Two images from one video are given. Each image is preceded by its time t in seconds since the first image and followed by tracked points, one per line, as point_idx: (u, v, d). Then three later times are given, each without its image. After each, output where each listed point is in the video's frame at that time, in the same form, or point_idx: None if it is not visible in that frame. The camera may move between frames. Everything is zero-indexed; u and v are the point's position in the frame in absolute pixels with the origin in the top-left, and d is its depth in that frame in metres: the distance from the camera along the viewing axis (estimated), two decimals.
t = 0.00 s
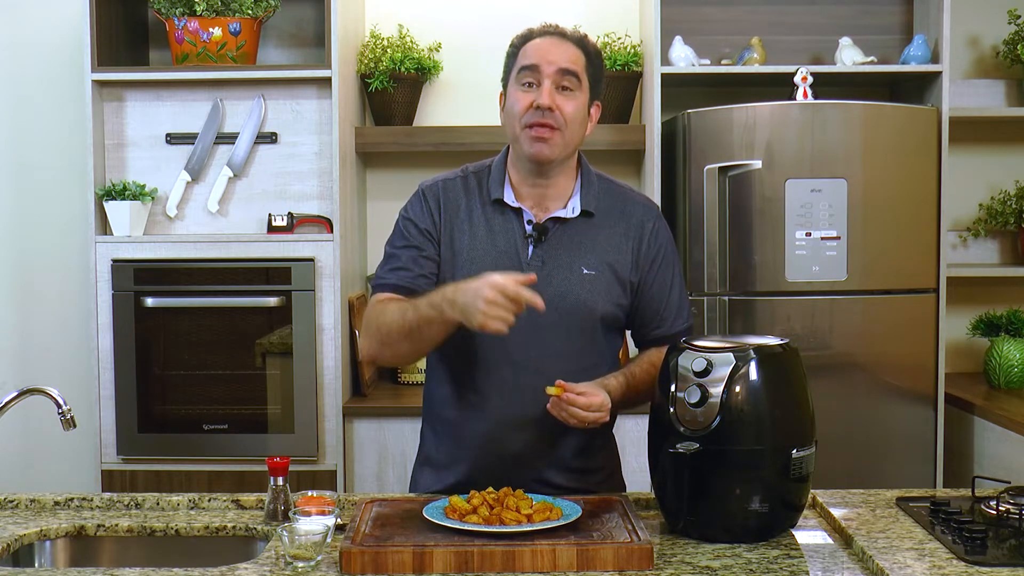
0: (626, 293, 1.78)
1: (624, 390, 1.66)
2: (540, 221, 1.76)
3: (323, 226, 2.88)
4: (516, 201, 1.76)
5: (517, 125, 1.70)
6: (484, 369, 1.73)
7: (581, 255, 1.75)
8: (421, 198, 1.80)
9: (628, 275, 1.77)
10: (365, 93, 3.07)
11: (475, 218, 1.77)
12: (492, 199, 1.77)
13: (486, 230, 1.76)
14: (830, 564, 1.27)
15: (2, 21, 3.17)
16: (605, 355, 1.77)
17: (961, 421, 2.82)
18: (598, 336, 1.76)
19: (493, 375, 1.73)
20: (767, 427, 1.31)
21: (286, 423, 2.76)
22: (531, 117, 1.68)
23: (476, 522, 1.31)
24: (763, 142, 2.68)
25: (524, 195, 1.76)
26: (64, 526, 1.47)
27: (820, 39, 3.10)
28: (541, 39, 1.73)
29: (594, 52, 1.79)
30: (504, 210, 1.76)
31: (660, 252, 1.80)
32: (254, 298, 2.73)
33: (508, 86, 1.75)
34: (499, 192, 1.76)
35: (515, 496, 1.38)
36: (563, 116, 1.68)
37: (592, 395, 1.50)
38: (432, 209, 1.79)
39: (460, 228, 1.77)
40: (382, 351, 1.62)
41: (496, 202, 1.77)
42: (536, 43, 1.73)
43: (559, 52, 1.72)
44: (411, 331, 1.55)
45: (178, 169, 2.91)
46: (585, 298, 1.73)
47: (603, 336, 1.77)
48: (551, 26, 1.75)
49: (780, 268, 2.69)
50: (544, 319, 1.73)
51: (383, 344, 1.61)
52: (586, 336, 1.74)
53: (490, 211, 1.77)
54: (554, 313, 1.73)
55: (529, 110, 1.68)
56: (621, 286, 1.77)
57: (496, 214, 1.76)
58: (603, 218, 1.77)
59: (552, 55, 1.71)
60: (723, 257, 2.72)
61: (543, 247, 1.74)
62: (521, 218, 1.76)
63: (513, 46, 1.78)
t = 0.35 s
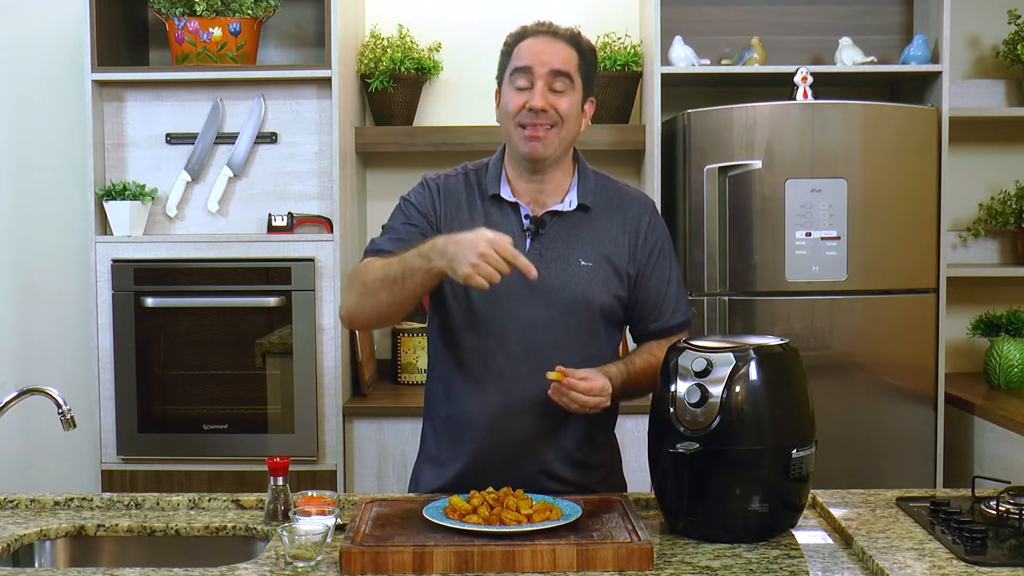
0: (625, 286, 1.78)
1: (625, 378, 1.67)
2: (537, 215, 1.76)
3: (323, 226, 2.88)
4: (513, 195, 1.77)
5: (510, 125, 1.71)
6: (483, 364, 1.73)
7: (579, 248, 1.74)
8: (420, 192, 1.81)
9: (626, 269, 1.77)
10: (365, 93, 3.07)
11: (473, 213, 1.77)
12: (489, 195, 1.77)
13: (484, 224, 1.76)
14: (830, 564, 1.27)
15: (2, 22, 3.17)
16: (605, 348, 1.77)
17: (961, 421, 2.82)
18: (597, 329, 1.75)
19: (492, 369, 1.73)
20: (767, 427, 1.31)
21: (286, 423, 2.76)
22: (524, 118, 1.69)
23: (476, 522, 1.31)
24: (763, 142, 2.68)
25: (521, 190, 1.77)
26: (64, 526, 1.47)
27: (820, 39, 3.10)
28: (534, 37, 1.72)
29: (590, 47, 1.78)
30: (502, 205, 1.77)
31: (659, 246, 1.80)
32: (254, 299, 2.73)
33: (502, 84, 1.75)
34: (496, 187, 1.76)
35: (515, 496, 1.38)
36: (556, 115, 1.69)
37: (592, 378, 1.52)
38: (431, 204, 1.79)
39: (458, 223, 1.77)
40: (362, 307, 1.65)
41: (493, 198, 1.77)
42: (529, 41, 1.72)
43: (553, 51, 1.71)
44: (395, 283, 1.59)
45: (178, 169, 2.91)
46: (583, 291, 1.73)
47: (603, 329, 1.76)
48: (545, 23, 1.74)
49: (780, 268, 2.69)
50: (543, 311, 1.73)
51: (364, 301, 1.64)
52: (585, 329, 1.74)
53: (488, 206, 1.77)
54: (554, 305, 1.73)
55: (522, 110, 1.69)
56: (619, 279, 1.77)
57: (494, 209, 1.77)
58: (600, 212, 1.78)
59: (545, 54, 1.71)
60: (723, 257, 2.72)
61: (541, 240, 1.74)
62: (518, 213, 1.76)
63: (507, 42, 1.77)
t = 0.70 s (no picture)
0: (625, 282, 1.78)
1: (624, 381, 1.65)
2: (534, 214, 1.76)
3: (323, 226, 2.88)
4: (510, 196, 1.77)
5: (505, 141, 1.69)
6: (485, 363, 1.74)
7: (577, 244, 1.75)
8: (418, 198, 1.81)
9: (626, 264, 1.77)
10: (365, 93, 3.07)
11: (471, 214, 1.77)
12: (487, 195, 1.78)
13: (483, 225, 1.76)
14: (830, 565, 1.27)
15: (2, 22, 3.17)
16: (606, 343, 1.77)
17: (961, 421, 2.82)
18: (598, 324, 1.76)
19: (495, 368, 1.73)
20: (767, 427, 1.31)
21: (286, 423, 2.76)
22: (519, 136, 1.67)
23: (476, 522, 1.31)
24: (763, 142, 2.68)
25: (519, 191, 1.76)
26: (64, 526, 1.47)
27: (820, 39, 3.10)
28: (526, 49, 1.67)
29: (584, 49, 1.72)
30: (499, 206, 1.77)
31: (659, 241, 1.80)
32: (254, 299, 2.73)
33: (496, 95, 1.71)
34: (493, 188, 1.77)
35: (515, 496, 1.38)
36: (550, 132, 1.67)
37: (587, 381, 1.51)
38: (429, 208, 1.79)
39: (456, 224, 1.77)
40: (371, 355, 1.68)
41: (491, 198, 1.77)
42: (521, 52, 1.67)
43: (545, 64, 1.66)
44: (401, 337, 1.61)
45: (178, 169, 2.91)
46: (583, 286, 1.73)
47: (604, 324, 1.76)
48: (536, 31, 1.68)
49: (780, 268, 2.69)
50: (543, 308, 1.73)
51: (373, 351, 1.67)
52: (586, 325, 1.74)
53: (486, 208, 1.77)
54: (554, 303, 1.73)
55: (518, 127, 1.67)
56: (619, 274, 1.77)
57: (492, 209, 1.77)
58: (598, 209, 1.78)
59: (537, 68, 1.66)
60: (723, 257, 2.72)
61: (540, 239, 1.74)
62: (516, 212, 1.76)
63: (499, 48, 1.72)
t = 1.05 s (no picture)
0: (622, 280, 1.77)
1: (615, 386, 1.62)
2: (530, 213, 1.76)
3: (323, 226, 2.88)
4: (507, 196, 1.77)
5: (496, 144, 1.68)
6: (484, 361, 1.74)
7: (572, 243, 1.75)
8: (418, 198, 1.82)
9: (622, 262, 1.77)
10: (365, 93, 3.07)
11: (467, 213, 1.78)
12: (483, 195, 1.78)
13: (478, 224, 1.76)
14: (830, 564, 1.27)
15: (2, 23, 3.17)
16: (604, 340, 1.77)
17: (961, 421, 2.82)
18: (595, 322, 1.76)
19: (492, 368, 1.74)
20: (767, 427, 1.31)
21: (286, 423, 2.76)
22: (509, 140, 1.66)
23: (476, 522, 1.31)
24: (763, 142, 2.68)
25: (514, 192, 1.76)
26: (64, 526, 1.47)
27: (820, 39, 3.10)
28: (513, 53, 1.65)
29: (573, 50, 1.70)
30: (496, 205, 1.77)
31: (656, 237, 1.79)
32: (254, 298, 2.73)
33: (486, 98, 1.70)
34: (489, 188, 1.77)
35: (515, 496, 1.38)
36: (540, 135, 1.66)
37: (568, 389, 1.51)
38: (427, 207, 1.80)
39: (452, 225, 1.78)
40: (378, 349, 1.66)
41: (487, 198, 1.78)
42: (509, 57, 1.65)
43: (533, 69, 1.64)
44: (411, 339, 1.56)
45: (179, 169, 2.91)
46: (578, 285, 1.74)
47: (601, 322, 1.77)
48: (523, 34, 1.65)
49: (780, 268, 2.69)
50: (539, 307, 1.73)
51: (382, 347, 1.64)
52: (582, 323, 1.75)
53: (482, 207, 1.78)
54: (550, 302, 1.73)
55: (507, 132, 1.66)
56: (616, 272, 1.77)
57: (488, 209, 1.77)
58: (593, 207, 1.77)
59: (526, 72, 1.64)
60: (723, 257, 2.72)
61: (535, 238, 1.75)
62: (512, 212, 1.76)
63: (488, 50, 1.70)
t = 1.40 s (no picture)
0: (619, 276, 1.77)
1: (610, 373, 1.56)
2: (527, 210, 1.76)
3: (323, 226, 2.88)
4: (503, 193, 1.77)
5: (494, 125, 1.71)
6: (482, 358, 1.74)
7: (569, 239, 1.75)
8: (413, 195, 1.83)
9: (618, 258, 1.77)
10: (365, 93, 3.07)
11: (463, 212, 1.78)
12: (480, 193, 1.78)
13: (474, 223, 1.77)
14: (830, 564, 1.27)
15: (2, 23, 3.17)
16: (601, 337, 1.77)
17: (961, 421, 2.82)
18: (593, 318, 1.76)
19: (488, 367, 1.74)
20: (767, 427, 1.31)
21: (286, 423, 2.76)
22: (507, 117, 1.69)
23: (476, 522, 1.31)
24: (763, 142, 2.68)
25: (511, 187, 1.77)
26: (64, 526, 1.47)
27: (820, 39, 3.10)
28: (511, 38, 1.73)
29: (567, 42, 1.78)
30: (493, 203, 1.77)
31: (652, 233, 1.78)
32: (254, 298, 2.73)
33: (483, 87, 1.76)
34: (485, 185, 1.77)
35: (515, 496, 1.38)
36: (538, 112, 1.69)
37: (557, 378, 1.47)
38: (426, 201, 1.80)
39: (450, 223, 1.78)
40: (384, 326, 1.58)
41: (484, 196, 1.78)
42: (506, 43, 1.73)
43: (529, 50, 1.71)
44: (425, 316, 1.51)
45: (178, 169, 2.91)
46: (574, 282, 1.74)
47: (599, 319, 1.76)
48: (519, 23, 1.75)
49: (780, 268, 2.69)
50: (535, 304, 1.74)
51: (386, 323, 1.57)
52: (580, 320, 1.75)
53: (478, 205, 1.78)
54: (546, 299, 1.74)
55: (505, 109, 1.69)
56: (612, 269, 1.76)
57: (485, 207, 1.77)
58: (589, 204, 1.77)
59: (523, 53, 1.71)
60: (723, 257, 2.72)
61: (532, 235, 1.75)
62: (509, 209, 1.76)
63: (485, 44, 1.78)
